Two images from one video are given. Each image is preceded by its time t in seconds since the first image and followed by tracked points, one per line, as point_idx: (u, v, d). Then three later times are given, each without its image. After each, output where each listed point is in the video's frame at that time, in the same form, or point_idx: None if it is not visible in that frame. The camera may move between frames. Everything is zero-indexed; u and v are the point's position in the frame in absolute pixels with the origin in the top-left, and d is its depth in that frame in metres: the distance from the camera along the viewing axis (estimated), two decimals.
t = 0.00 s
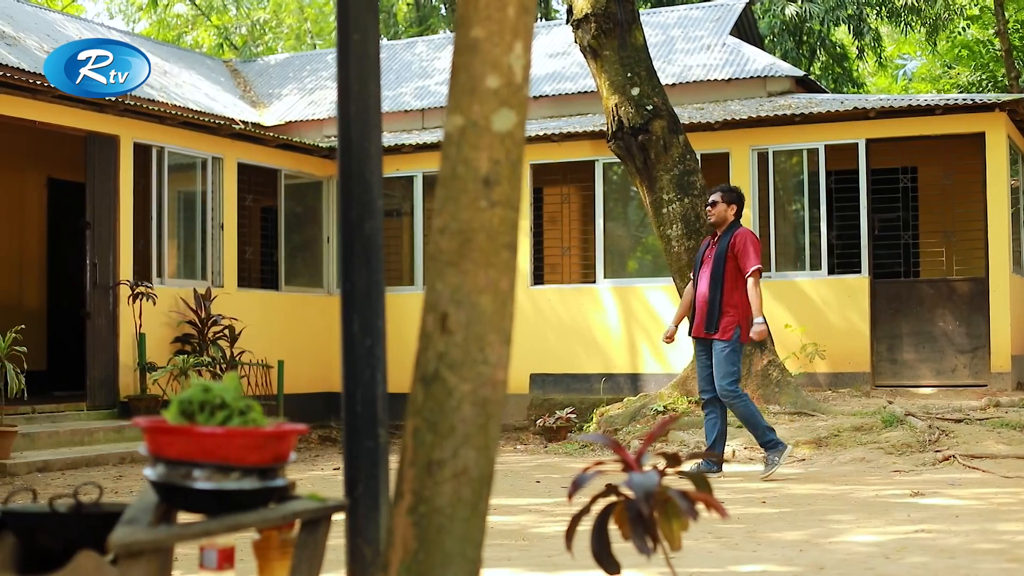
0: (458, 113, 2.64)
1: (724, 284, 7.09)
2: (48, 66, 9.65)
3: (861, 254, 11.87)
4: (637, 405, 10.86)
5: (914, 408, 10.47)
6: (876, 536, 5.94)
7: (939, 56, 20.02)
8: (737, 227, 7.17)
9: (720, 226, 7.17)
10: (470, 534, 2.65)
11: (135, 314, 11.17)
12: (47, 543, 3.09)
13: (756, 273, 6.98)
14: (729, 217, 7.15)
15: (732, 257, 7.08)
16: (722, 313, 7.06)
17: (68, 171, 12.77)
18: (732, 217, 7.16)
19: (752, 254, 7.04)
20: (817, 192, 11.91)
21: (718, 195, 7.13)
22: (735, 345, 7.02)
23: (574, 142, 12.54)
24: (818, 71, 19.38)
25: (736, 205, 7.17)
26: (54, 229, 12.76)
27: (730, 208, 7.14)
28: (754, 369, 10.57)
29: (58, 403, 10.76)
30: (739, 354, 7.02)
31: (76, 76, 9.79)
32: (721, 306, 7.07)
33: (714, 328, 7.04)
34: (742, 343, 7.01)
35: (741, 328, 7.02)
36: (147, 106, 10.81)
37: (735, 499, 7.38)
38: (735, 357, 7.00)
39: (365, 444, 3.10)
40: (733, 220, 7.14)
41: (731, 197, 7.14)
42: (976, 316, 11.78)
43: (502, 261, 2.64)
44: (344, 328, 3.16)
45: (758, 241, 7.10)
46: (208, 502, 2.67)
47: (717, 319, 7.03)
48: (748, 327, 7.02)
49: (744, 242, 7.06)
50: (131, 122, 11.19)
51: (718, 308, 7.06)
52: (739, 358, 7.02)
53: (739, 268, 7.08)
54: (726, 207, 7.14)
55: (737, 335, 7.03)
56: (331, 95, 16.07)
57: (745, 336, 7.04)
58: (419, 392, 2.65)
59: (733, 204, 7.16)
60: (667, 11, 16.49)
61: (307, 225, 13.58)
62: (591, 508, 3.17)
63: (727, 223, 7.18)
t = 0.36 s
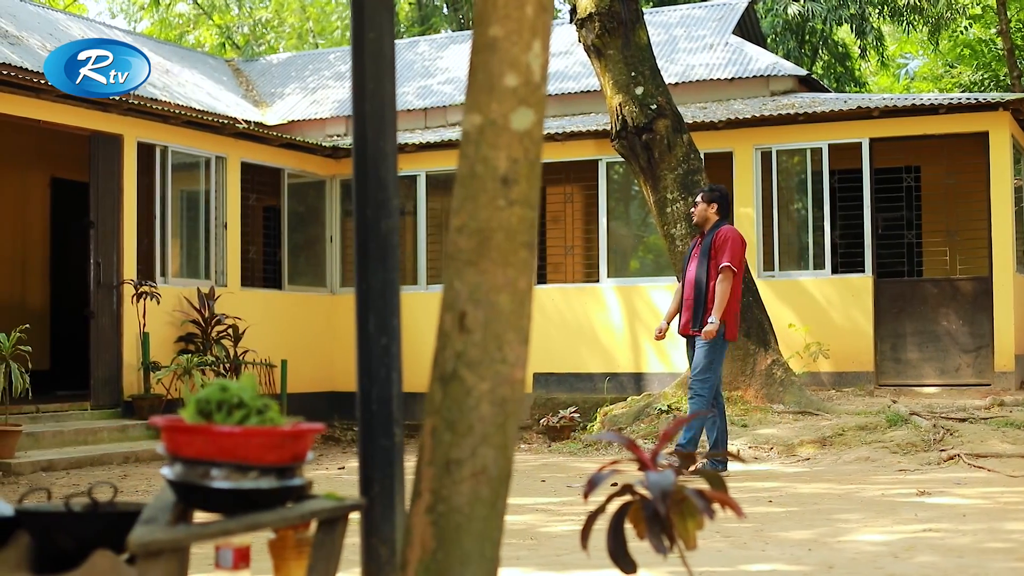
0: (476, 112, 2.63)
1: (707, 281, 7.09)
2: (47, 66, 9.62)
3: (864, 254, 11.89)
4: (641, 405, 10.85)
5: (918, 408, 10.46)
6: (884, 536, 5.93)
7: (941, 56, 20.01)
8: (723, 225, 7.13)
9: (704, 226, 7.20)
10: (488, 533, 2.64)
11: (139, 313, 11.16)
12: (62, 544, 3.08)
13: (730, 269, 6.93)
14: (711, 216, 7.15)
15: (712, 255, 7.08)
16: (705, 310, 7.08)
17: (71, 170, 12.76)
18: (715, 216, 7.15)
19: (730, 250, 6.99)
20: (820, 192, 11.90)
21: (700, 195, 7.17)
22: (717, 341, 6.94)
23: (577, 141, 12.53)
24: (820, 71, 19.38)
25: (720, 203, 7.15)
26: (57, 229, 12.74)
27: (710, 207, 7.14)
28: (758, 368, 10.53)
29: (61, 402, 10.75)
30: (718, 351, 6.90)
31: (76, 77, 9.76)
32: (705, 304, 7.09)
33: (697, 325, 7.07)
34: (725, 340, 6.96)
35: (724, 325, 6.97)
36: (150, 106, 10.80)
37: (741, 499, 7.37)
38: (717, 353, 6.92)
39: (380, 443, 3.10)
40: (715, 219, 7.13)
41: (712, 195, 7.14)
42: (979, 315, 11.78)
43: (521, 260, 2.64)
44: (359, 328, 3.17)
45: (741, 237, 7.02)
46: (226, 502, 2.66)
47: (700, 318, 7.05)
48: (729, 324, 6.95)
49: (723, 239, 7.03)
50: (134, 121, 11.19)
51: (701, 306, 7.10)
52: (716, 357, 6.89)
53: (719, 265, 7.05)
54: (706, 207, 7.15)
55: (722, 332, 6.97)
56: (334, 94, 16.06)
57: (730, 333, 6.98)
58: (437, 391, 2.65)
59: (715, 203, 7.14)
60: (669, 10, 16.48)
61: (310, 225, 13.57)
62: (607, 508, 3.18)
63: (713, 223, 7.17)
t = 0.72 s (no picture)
0: (493, 111, 2.63)
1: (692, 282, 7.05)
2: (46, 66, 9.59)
3: (868, 254, 11.89)
4: (645, 404, 10.83)
5: (922, 407, 10.46)
6: (891, 535, 5.93)
7: (943, 56, 20.01)
8: (706, 225, 7.08)
9: (690, 226, 7.13)
10: (505, 533, 2.64)
11: (142, 313, 11.16)
12: (77, 544, 3.06)
13: (717, 271, 6.91)
14: (698, 216, 7.08)
15: (696, 256, 7.04)
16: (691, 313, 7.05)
17: (74, 170, 12.76)
18: (702, 216, 7.06)
19: (716, 252, 6.96)
20: (824, 191, 11.89)
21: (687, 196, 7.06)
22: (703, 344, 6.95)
23: (581, 141, 12.52)
24: (822, 71, 19.40)
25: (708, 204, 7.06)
26: (61, 229, 12.74)
27: (697, 209, 7.05)
28: (762, 368, 10.52)
29: (65, 402, 10.74)
30: (700, 353, 6.93)
31: (76, 77, 9.74)
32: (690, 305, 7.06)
33: (684, 328, 7.04)
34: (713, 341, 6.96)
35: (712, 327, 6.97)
36: (154, 106, 10.80)
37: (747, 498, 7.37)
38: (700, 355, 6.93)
39: (394, 443, 3.10)
40: (702, 220, 7.05)
41: (701, 196, 7.05)
42: (983, 315, 11.77)
43: (538, 259, 2.63)
44: (372, 327, 3.16)
45: (725, 237, 7.00)
46: (243, 502, 2.66)
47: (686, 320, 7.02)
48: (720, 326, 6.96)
49: (707, 240, 6.98)
50: (138, 121, 11.18)
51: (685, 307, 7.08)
52: (693, 357, 6.91)
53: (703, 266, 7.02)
54: (692, 208, 7.05)
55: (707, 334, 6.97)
56: (336, 94, 16.06)
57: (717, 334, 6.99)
58: (454, 389, 2.65)
59: (702, 203, 7.05)
60: (672, 10, 16.48)
61: (314, 224, 13.57)
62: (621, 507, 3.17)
63: (697, 223, 7.10)
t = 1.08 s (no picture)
0: (508, 110, 2.63)
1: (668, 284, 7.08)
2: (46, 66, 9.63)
3: (871, 254, 11.89)
4: (648, 404, 10.79)
5: (926, 407, 10.46)
6: (898, 535, 5.94)
7: (945, 55, 20.02)
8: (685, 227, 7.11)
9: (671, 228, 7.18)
10: (521, 532, 2.64)
11: (146, 312, 11.17)
12: (91, 542, 3.07)
13: (684, 272, 6.93)
14: (676, 217, 7.14)
15: (671, 258, 7.08)
16: (666, 315, 7.08)
17: (77, 169, 12.75)
18: (680, 217, 7.12)
19: (685, 253, 6.98)
20: (826, 191, 11.90)
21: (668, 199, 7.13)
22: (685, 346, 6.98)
23: (584, 140, 12.52)
24: (824, 70, 19.41)
25: (686, 205, 7.11)
26: (64, 229, 12.74)
27: (676, 209, 7.12)
28: (765, 368, 10.51)
29: (69, 402, 10.74)
30: (683, 356, 6.93)
31: (76, 77, 9.76)
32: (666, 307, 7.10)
33: (661, 330, 7.07)
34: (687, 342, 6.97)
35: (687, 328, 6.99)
36: (157, 105, 10.80)
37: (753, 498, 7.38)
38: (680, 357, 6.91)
39: (407, 442, 3.09)
40: (679, 220, 7.09)
41: (678, 198, 7.10)
42: (986, 315, 11.77)
43: (553, 259, 2.63)
44: (385, 327, 3.16)
45: (696, 238, 7.01)
46: (258, 502, 2.66)
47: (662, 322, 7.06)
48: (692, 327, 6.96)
49: (676, 241, 7.01)
50: (141, 121, 11.18)
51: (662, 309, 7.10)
52: (679, 360, 6.91)
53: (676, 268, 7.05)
54: (671, 208, 7.13)
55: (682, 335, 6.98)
56: (338, 93, 16.06)
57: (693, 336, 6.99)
58: (469, 389, 2.65)
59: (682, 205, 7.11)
60: (674, 9, 16.48)
61: (316, 223, 13.57)
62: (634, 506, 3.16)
63: (677, 224, 7.16)
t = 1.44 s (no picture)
0: (524, 110, 2.63)
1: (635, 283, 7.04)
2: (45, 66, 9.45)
3: (874, 253, 11.89)
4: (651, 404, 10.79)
5: (930, 406, 10.47)
6: (904, 534, 5.94)
7: (947, 54, 20.02)
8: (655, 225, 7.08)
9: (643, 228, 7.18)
10: (536, 532, 2.64)
11: (149, 312, 11.16)
12: (104, 543, 3.08)
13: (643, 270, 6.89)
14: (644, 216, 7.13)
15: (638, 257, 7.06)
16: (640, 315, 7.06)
17: (79, 169, 12.76)
18: (649, 216, 7.11)
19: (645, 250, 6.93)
20: (830, 190, 11.88)
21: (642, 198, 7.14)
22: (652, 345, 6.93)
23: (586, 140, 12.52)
24: (826, 69, 19.41)
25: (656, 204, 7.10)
26: (67, 229, 12.73)
27: (646, 209, 7.13)
28: (768, 367, 10.50)
29: (72, 401, 10.74)
30: (660, 356, 6.93)
31: (77, 77, 9.57)
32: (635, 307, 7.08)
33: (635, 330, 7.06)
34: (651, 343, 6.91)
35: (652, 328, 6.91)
36: (160, 105, 10.78)
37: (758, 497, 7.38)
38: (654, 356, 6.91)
39: (420, 442, 3.09)
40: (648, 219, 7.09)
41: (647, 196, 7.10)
42: (989, 314, 11.77)
43: (569, 258, 2.63)
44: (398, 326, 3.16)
45: (660, 235, 6.93)
46: (273, 502, 2.65)
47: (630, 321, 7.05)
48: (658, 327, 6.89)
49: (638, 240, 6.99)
50: (144, 120, 11.18)
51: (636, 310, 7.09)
52: (658, 360, 6.92)
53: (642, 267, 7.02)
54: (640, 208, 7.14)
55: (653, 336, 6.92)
56: (339, 93, 16.07)
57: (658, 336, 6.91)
58: (485, 388, 2.64)
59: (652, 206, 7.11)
60: (677, 9, 16.48)
61: (319, 223, 13.57)
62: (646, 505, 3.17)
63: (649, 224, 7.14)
